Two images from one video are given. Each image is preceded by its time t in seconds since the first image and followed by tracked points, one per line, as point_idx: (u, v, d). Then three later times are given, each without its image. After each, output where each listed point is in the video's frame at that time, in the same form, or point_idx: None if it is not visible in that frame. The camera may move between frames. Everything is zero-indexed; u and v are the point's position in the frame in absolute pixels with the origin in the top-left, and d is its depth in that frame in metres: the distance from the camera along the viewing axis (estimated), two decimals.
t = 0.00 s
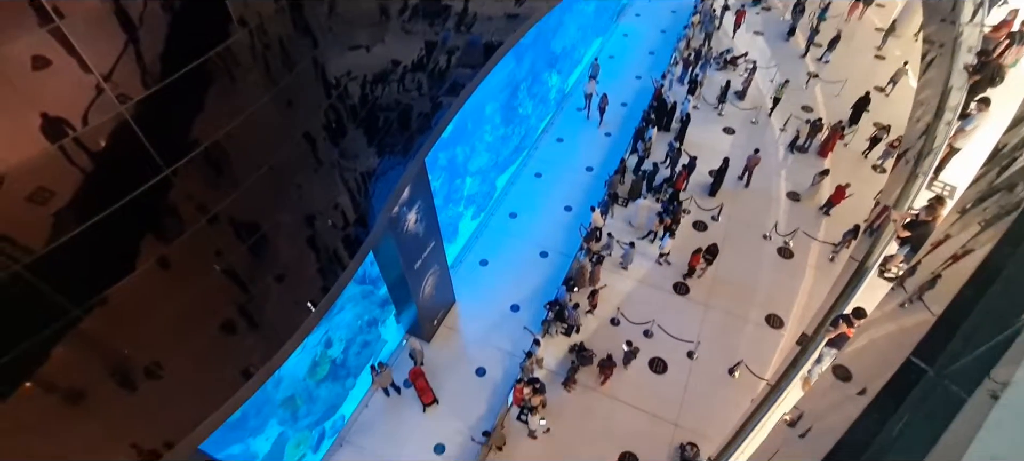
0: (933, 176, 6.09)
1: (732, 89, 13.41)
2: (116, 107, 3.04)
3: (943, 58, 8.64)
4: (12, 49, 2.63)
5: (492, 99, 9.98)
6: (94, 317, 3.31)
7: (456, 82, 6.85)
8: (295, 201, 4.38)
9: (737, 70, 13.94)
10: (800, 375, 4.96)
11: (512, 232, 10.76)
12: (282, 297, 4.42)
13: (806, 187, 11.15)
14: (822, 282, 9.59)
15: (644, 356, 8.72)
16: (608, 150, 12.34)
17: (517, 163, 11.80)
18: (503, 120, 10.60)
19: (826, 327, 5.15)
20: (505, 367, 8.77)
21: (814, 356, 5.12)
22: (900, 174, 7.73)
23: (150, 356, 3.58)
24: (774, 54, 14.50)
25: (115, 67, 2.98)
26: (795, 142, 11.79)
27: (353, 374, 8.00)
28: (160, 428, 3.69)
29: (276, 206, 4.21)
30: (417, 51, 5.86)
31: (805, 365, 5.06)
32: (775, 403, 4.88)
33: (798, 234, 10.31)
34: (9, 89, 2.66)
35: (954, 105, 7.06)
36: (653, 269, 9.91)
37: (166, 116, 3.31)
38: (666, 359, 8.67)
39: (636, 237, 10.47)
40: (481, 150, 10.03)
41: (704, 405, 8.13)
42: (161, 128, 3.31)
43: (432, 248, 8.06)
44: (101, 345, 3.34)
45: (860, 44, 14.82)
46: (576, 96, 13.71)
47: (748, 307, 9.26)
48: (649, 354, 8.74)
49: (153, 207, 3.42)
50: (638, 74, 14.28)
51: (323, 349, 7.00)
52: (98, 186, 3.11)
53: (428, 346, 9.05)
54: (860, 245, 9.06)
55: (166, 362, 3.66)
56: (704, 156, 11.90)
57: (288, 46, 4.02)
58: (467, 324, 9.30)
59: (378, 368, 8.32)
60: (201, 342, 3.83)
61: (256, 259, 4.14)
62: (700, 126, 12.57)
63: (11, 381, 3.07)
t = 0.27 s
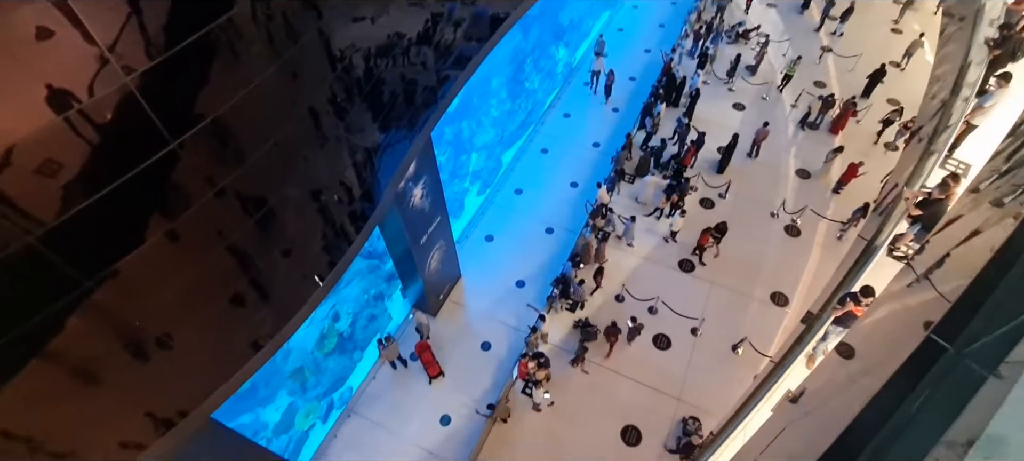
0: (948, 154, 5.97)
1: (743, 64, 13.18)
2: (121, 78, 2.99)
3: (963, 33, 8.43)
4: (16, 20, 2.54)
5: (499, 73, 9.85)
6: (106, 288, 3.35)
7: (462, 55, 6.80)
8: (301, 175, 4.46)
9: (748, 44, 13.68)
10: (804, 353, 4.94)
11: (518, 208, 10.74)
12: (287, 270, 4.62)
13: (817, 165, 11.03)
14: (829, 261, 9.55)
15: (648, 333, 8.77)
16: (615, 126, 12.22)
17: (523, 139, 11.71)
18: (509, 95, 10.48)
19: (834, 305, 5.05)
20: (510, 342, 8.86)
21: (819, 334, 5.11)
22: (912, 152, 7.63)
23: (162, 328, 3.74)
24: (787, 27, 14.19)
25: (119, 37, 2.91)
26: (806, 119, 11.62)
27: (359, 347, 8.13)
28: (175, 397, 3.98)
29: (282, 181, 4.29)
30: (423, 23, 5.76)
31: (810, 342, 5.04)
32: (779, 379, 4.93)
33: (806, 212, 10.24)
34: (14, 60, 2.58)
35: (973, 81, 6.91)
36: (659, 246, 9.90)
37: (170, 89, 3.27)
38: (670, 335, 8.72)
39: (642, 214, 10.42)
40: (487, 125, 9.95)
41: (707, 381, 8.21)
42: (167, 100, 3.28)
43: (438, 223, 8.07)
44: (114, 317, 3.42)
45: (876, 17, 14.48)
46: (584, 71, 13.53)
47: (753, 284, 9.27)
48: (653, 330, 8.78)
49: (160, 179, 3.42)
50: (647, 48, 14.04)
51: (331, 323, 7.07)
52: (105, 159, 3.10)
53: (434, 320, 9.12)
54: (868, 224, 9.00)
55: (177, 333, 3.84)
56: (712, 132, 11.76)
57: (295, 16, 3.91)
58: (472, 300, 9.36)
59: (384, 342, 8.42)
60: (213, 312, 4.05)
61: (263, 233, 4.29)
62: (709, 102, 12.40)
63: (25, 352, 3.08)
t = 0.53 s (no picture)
0: (963, 139, 5.88)
1: (755, 46, 12.97)
2: (129, 56, 2.98)
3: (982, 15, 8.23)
4: None
5: (506, 54, 9.75)
6: (118, 266, 3.39)
7: (469, 35, 6.75)
8: (309, 156, 4.48)
9: (761, 25, 13.44)
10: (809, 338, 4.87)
11: (524, 190, 10.72)
12: (296, 250, 4.66)
13: (829, 150, 10.91)
14: (837, 246, 9.49)
15: (653, 316, 8.79)
16: (623, 108, 12.11)
17: (530, 121, 11.64)
18: (517, 76, 10.39)
19: (841, 290, 4.89)
20: (515, 324, 8.91)
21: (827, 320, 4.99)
22: (926, 137, 7.53)
23: (173, 306, 3.81)
24: (801, 8, 13.92)
25: (126, 15, 2.89)
26: (817, 102, 11.46)
27: (366, 327, 8.21)
28: (189, 374, 4.06)
29: (290, 161, 4.30)
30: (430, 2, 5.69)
31: (817, 328, 4.95)
32: (785, 363, 4.91)
33: (815, 197, 10.15)
34: (23, 39, 2.59)
35: (990, 65, 6.78)
36: (666, 231, 9.86)
37: (177, 67, 3.26)
38: (675, 319, 8.73)
39: (650, 198, 10.37)
40: (494, 107, 9.88)
41: (711, 364, 8.23)
42: (174, 78, 3.27)
43: (444, 205, 8.08)
44: (127, 295, 3.49)
45: None
46: (592, 53, 13.37)
47: (760, 269, 9.24)
48: (658, 314, 8.80)
49: (170, 158, 3.43)
50: (658, 28, 13.84)
51: (338, 303, 7.13)
52: (115, 138, 3.10)
53: (440, 302, 9.19)
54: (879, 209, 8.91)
55: (187, 311, 3.89)
56: (722, 115, 11.64)
57: None
58: (478, 282, 9.40)
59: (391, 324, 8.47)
60: (223, 292, 4.11)
61: (272, 213, 4.31)
62: (719, 85, 12.23)
63: (40, 328, 3.15)
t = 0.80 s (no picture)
0: (970, 131, 5.87)
1: (758, 40, 12.91)
2: (132, 57, 2.99)
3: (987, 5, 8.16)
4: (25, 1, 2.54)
5: (507, 51, 9.73)
6: (124, 268, 3.40)
7: (471, 33, 6.74)
8: (311, 156, 4.48)
9: (764, 19, 13.37)
10: (816, 333, 5.01)
11: (527, 188, 10.70)
12: (300, 251, 4.67)
13: (834, 144, 10.85)
14: (843, 241, 9.45)
15: (658, 313, 8.78)
16: (625, 105, 12.07)
17: (533, 119, 11.63)
18: (518, 74, 10.37)
19: (848, 285, 4.99)
20: (520, 321, 8.91)
21: (834, 314, 5.13)
22: (932, 130, 7.48)
23: (180, 307, 3.81)
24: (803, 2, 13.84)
25: (129, 17, 2.90)
26: (821, 96, 11.41)
27: (372, 327, 8.23)
28: (195, 376, 4.06)
29: (293, 162, 4.30)
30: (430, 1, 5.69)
31: (824, 322, 5.10)
32: (792, 358, 4.94)
33: (820, 192, 10.10)
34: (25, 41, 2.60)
35: (997, 56, 6.74)
36: (670, 227, 9.84)
37: (179, 69, 3.26)
38: (680, 315, 8.72)
39: (653, 194, 10.35)
40: (496, 105, 9.86)
41: (717, 361, 8.22)
42: (176, 80, 3.27)
43: (448, 204, 8.08)
44: (134, 297, 3.51)
45: None
46: (594, 49, 13.34)
47: (765, 265, 9.21)
48: (663, 311, 8.78)
49: (173, 160, 3.44)
50: (660, 24, 13.79)
51: (343, 302, 7.15)
52: (118, 140, 3.11)
53: (444, 300, 9.19)
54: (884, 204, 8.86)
55: (192, 312, 3.89)
56: (725, 110, 11.59)
57: None
58: (482, 280, 9.40)
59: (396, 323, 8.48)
60: (228, 293, 4.12)
61: (276, 214, 4.32)
62: (722, 80, 12.18)
63: (46, 329, 3.17)
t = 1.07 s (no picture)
0: (976, 120, 5.85)
1: (759, 34, 12.85)
2: (133, 64, 3.00)
3: None
4: (28, 10, 2.55)
5: (508, 50, 9.71)
6: (130, 274, 3.42)
7: (471, 33, 6.74)
8: (314, 159, 4.49)
9: (765, 13, 13.31)
10: (823, 327, 5.00)
11: (530, 187, 10.69)
12: (304, 254, 4.68)
13: (839, 136, 10.80)
14: (848, 234, 9.40)
15: (663, 309, 8.76)
16: (627, 102, 12.03)
17: (535, 118, 11.62)
18: (520, 72, 10.36)
19: (854, 278, 4.96)
20: (525, 320, 8.91)
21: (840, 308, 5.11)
22: (937, 121, 7.43)
23: (187, 311, 3.82)
24: None
25: (130, 23, 2.91)
26: (824, 89, 11.35)
27: (377, 328, 8.24)
28: (203, 379, 4.08)
29: (296, 165, 4.31)
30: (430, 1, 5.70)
31: (830, 316, 5.08)
32: (798, 353, 4.94)
33: (825, 185, 10.05)
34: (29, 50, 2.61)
35: (1002, 44, 6.69)
36: (675, 223, 9.81)
37: (181, 74, 3.27)
38: (686, 312, 8.70)
39: (656, 190, 10.32)
40: (498, 104, 9.86)
41: (724, 356, 8.20)
42: (178, 85, 3.28)
43: (451, 204, 8.08)
44: (140, 302, 3.53)
45: None
46: (595, 46, 13.31)
47: (771, 260, 9.17)
48: (668, 307, 8.77)
49: (176, 166, 3.45)
50: (660, 20, 13.75)
51: (348, 304, 7.16)
52: (122, 146, 3.12)
53: (450, 301, 9.20)
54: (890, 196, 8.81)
55: (197, 317, 3.90)
56: (728, 105, 11.55)
57: None
58: (487, 280, 9.40)
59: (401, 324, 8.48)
60: (233, 297, 4.12)
61: (279, 217, 4.32)
62: (724, 74, 12.13)
63: (54, 336, 3.20)
